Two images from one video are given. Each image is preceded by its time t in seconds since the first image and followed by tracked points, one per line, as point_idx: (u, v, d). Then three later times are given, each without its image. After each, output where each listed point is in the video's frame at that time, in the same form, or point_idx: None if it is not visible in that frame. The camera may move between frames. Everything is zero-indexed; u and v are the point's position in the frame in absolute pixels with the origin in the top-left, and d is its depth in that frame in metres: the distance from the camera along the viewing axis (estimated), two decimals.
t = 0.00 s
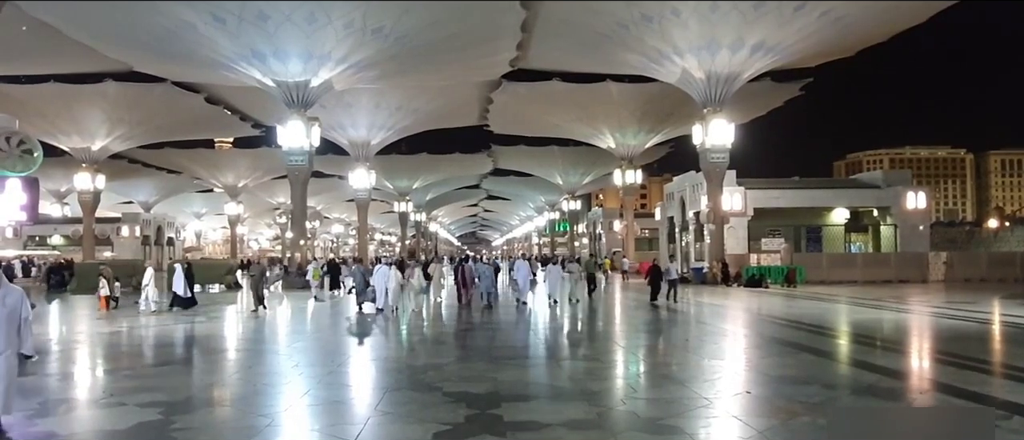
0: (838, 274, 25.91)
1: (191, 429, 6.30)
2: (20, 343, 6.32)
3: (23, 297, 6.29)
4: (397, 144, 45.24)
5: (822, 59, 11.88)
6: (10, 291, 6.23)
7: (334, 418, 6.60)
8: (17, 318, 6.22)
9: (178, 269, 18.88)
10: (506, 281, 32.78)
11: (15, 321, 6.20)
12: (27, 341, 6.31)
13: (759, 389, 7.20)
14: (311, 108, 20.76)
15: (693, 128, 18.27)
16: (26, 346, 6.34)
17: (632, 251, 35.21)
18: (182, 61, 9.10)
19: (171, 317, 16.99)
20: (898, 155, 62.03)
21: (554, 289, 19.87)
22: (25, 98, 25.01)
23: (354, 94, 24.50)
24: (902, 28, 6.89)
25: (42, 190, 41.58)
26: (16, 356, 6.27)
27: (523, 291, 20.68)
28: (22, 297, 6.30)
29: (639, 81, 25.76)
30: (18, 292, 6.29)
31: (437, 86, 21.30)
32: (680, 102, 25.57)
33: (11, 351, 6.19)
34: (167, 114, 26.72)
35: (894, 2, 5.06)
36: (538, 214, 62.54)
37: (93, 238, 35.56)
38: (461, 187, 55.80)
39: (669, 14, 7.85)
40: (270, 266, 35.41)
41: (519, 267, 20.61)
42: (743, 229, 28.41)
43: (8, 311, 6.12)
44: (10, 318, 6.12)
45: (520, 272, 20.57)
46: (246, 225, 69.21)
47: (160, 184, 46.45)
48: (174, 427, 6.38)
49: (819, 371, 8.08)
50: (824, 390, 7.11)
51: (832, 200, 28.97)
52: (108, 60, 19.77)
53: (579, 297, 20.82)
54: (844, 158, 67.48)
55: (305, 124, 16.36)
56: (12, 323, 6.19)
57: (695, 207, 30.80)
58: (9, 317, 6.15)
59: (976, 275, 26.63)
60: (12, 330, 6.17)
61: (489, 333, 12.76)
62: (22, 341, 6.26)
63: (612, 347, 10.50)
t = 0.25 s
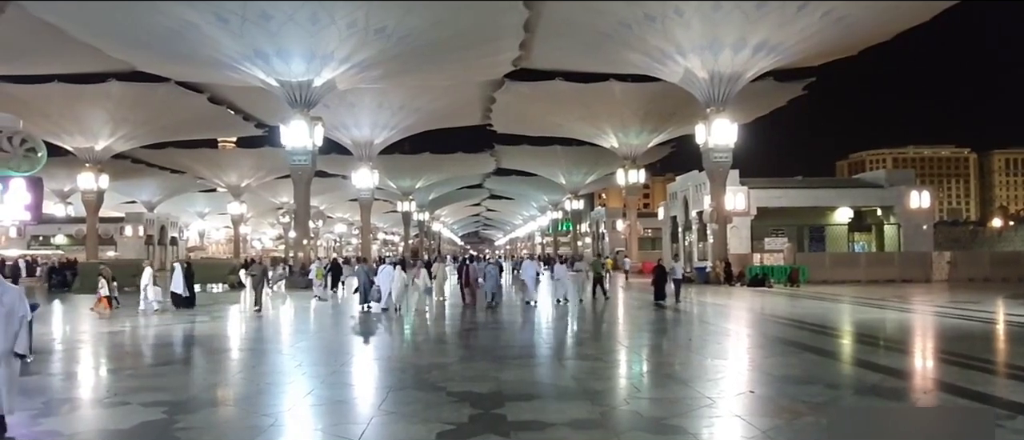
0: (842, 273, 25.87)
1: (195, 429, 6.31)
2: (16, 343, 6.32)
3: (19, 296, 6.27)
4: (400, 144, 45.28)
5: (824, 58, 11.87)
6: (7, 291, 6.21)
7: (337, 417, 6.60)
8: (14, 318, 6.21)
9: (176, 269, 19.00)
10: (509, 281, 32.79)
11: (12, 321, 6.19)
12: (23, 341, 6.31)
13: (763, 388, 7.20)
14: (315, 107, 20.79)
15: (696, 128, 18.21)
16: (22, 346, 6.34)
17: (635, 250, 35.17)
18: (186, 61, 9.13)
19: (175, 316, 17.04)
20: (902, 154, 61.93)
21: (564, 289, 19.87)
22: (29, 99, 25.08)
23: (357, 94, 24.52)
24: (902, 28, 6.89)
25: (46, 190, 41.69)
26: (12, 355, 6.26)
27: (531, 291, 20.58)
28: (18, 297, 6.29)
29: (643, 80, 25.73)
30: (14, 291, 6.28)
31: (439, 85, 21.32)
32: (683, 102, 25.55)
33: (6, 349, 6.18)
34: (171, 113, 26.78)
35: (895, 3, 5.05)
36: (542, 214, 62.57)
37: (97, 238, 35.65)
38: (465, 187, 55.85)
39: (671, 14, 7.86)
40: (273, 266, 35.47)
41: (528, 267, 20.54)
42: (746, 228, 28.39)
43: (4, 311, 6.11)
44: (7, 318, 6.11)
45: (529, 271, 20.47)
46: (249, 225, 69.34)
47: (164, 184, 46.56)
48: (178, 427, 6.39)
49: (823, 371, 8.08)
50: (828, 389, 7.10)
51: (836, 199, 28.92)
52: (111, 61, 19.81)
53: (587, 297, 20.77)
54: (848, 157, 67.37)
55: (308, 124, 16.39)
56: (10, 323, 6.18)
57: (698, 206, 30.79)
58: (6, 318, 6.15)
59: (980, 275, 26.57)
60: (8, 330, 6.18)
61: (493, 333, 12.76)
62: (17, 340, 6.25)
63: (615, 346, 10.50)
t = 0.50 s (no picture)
0: (854, 272, 25.76)
1: (208, 426, 6.35)
2: (23, 346, 6.02)
3: (21, 298, 6.03)
4: (410, 143, 45.38)
5: (835, 56, 11.81)
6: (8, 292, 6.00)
7: (348, 416, 6.63)
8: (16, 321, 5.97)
9: (184, 267, 19.02)
10: (518, 280, 32.84)
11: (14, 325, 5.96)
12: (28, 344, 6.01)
13: (774, 388, 7.17)
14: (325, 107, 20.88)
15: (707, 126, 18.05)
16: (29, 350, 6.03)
17: (646, 249, 35.11)
18: (198, 61, 9.18)
19: (187, 315, 17.15)
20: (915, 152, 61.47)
21: (581, 289, 19.84)
22: (43, 99, 25.26)
23: (368, 93, 24.58)
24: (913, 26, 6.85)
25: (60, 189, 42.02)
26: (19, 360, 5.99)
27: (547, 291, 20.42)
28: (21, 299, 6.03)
29: (653, 79, 25.71)
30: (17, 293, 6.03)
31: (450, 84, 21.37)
32: (693, 101, 25.50)
33: (9, 353, 5.92)
34: (183, 112, 26.93)
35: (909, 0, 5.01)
36: (552, 213, 62.54)
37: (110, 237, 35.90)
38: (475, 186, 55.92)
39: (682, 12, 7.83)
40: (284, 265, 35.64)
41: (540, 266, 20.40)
42: (757, 227, 28.30)
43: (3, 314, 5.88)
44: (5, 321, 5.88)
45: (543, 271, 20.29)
46: (260, 224, 69.65)
47: (176, 183, 46.85)
48: (191, 424, 6.43)
49: (835, 370, 8.05)
50: (841, 389, 7.07)
51: (847, 198, 28.79)
52: (124, 61, 19.92)
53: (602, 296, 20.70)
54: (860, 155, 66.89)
55: (319, 123, 16.45)
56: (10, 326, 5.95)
57: (709, 205, 30.72)
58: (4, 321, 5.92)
59: (994, 274, 26.40)
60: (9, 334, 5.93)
61: (503, 331, 12.79)
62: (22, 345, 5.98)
63: (625, 345, 10.49)
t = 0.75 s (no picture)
0: (873, 272, 25.55)
1: (227, 425, 6.41)
2: (33, 345, 6.30)
3: (34, 297, 6.26)
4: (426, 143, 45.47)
5: (854, 54, 11.70)
6: (21, 291, 6.18)
7: (366, 415, 6.67)
8: (30, 318, 6.18)
9: (198, 267, 19.35)
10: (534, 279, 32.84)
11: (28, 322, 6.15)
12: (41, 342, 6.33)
13: (792, 388, 7.14)
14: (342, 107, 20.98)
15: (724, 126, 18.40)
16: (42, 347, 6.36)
17: (662, 249, 34.99)
18: (217, 63, 9.26)
19: (207, 314, 17.30)
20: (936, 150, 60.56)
21: (602, 289, 19.76)
22: (65, 100, 25.56)
23: (384, 93, 24.66)
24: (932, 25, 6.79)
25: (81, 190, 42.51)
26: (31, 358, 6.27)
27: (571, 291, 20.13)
28: (34, 298, 6.28)
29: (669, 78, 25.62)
30: (29, 291, 6.27)
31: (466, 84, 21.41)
32: (709, 100, 25.39)
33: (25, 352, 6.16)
34: (202, 113, 27.18)
35: None
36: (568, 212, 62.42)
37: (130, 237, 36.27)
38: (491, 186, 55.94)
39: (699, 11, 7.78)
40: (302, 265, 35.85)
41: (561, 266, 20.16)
42: (775, 226, 28.14)
43: (21, 311, 6.06)
44: (23, 317, 6.05)
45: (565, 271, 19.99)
46: (278, 223, 70.05)
47: (195, 184, 47.23)
48: (211, 422, 6.50)
49: (854, 370, 8.00)
50: (861, 389, 7.02)
51: (867, 197, 28.54)
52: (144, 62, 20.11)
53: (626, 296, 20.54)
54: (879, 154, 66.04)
55: (335, 123, 16.53)
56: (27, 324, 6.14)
57: (726, 204, 30.57)
58: (23, 317, 6.10)
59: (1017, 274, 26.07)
60: (27, 330, 6.13)
61: (520, 331, 12.79)
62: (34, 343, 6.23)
63: (642, 345, 10.46)
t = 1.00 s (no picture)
0: (900, 272, 25.23)
1: (252, 421, 6.48)
2: (56, 343, 6.30)
3: (57, 297, 6.25)
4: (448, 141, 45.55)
5: (882, 50, 11.51)
6: (44, 291, 6.16)
7: (388, 412, 6.70)
8: (51, 319, 6.17)
9: (218, 265, 19.57)
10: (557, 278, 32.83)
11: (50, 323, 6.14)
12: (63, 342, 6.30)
13: (818, 389, 7.07)
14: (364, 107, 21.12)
15: (748, 124, 18.24)
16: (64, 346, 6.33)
17: (685, 248, 34.65)
18: (242, 64, 9.34)
19: (232, 312, 17.50)
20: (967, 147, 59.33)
21: (628, 288, 19.68)
22: (94, 101, 25.96)
23: (406, 93, 24.75)
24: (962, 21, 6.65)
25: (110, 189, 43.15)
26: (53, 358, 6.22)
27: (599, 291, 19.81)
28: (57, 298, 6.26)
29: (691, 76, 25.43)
30: (52, 292, 6.26)
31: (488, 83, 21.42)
32: (732, 99, 25.19)
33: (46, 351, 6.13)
34: (227, 112, 27.46)
35: None
36: (590, 211, 62.22)
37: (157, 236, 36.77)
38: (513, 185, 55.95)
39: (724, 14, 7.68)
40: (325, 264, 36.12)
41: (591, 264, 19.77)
42: (800, 226, 27.89)
43: (42, 311, 6.07)
44: (45, 317, 6.06)
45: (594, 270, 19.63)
46: (301, 222, 70.63)
47: (221, 183, 47.76)
48: (238, 418, 6.57)
49: (881, 372, 7.90)
50: (889, 391, 6.93)
51: (894, 196, 28.16)
52: (171, 63, 20.34)
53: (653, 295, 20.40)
54: (908, 152, 64.91)
55: (358, 123, 16.63)
56: (49, 324, 6.14)
57: (750, 203, 30.32)
58: (44, 318, 6.08)
59: None
60: (48, 330, 6.12)
61: (542, 330, 12.78)
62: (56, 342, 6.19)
63: (664, 345, 10.42)
